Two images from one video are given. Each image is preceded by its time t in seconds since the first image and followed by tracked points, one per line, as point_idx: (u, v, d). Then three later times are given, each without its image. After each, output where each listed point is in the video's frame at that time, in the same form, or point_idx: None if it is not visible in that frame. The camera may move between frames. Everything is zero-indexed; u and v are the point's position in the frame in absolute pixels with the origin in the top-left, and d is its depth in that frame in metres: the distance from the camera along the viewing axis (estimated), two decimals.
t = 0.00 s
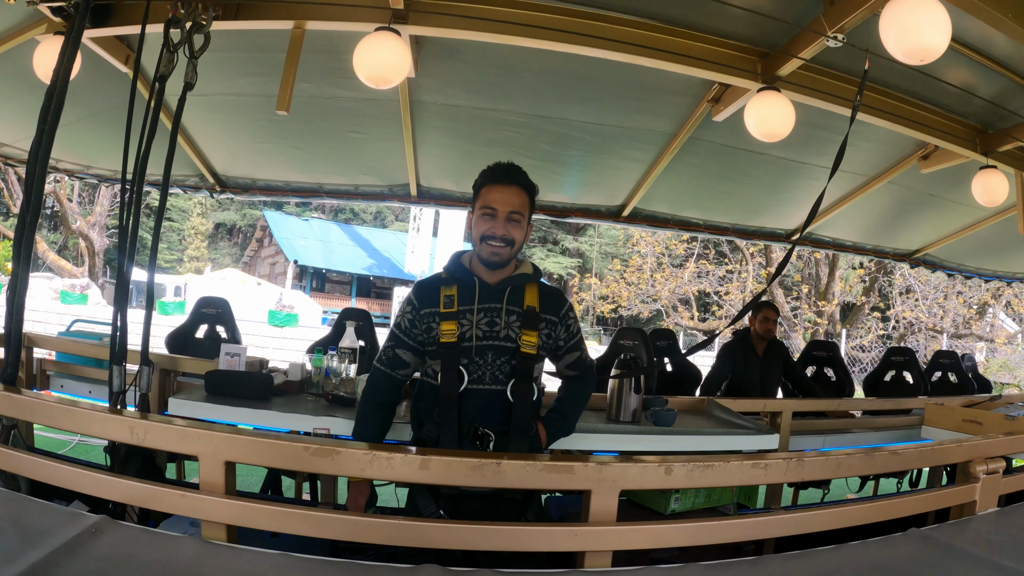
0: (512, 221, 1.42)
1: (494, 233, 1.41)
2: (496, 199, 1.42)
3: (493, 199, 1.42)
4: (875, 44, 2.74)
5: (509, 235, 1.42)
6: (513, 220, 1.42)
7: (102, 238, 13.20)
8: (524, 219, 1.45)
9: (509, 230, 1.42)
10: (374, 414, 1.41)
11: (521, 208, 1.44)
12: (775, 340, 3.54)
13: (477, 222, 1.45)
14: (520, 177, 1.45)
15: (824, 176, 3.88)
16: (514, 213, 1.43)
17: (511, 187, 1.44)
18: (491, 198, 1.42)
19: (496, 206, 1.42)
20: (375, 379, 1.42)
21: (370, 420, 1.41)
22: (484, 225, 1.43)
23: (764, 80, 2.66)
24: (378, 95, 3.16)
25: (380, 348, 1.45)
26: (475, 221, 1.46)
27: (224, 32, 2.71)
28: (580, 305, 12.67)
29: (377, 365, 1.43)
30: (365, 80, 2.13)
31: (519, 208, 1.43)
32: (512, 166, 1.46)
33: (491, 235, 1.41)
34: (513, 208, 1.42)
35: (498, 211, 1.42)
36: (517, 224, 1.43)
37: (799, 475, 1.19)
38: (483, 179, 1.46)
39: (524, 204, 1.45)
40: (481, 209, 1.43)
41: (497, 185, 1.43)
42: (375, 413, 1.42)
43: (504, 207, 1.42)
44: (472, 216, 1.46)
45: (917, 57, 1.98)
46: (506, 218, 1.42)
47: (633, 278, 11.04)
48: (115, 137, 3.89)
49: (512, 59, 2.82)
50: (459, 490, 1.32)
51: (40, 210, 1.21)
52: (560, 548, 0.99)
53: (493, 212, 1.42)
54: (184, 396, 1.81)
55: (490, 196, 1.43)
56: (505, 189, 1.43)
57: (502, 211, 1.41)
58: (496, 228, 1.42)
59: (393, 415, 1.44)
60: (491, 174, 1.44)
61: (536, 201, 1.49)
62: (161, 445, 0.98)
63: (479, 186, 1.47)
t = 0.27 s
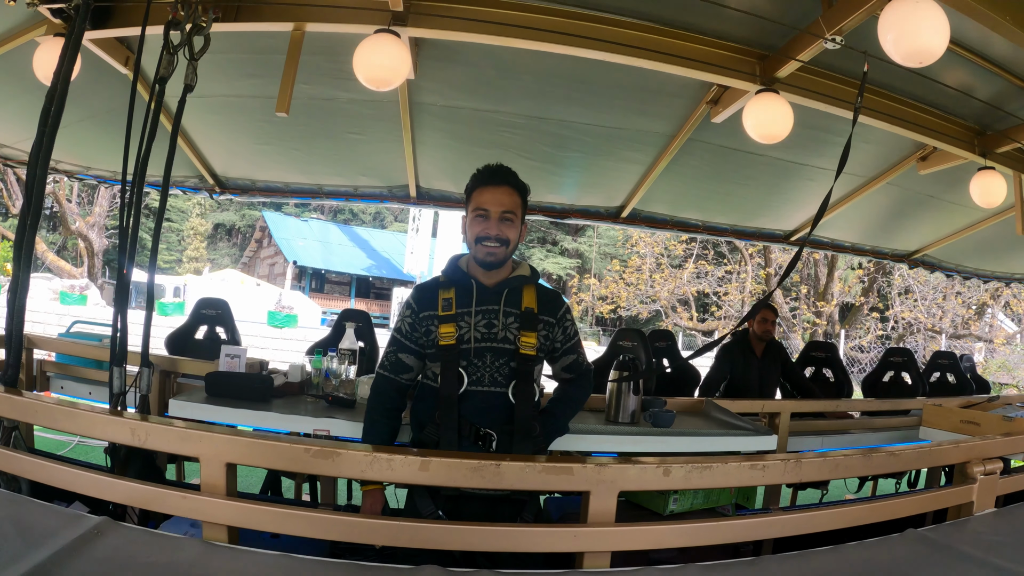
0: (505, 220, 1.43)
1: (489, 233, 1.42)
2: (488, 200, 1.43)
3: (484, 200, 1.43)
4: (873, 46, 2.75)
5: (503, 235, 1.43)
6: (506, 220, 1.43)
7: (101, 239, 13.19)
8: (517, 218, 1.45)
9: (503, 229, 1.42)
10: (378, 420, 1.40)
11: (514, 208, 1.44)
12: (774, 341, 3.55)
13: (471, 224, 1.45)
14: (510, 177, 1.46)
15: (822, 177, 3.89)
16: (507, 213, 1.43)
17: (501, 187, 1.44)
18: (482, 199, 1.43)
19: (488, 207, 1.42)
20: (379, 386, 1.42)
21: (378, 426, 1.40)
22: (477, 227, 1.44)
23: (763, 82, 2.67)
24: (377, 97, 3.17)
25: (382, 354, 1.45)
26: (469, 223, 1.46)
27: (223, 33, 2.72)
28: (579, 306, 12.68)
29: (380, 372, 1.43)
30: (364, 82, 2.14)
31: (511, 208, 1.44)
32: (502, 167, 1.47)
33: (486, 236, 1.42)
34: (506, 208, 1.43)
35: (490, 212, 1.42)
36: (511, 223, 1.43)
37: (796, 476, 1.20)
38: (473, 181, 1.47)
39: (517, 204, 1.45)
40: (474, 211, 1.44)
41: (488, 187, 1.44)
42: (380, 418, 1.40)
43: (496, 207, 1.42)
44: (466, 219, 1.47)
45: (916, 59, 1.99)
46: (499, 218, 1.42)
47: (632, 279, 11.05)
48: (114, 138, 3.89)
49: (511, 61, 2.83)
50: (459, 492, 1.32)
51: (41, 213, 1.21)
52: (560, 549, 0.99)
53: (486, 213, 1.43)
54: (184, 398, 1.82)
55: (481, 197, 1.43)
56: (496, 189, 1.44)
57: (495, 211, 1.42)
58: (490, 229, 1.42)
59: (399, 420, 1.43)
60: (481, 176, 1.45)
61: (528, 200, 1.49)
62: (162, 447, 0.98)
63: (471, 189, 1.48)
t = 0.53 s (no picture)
0: (502, 224, 1.43)
1: (485, 237, 1.43)
2: (484, 204, 1.43)
3: (481, 204, 1.43)
4: (870, 49, 2.77)
5: (499, 239, 1.43)
6: (502, 223, 1.43)
7: (99, 239, 13.17)
8: (513, 221, 1.45)
9: (499, 233, 1.43)
10: (381, 424, 1.40)
11: (510, 211, 1.45)
12: (770, 342, 3.57)
13: (468, 228, 1.46)
14: (507, 181, 1.46)
15: (819, 179, 3.90)
16: (503, 216, 1.43)
17: (498, 190, 1.44)
18: (479, 203, 1.44)
19: (484, 211, 1.43)
20: (380, 389, 1.42)
21: (378, 428, 1.40)
22: (474, 230, 1.44)
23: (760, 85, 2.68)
24: (376, 98, 3.17)
25: (382, 358, 1.45)
26: (465, 226, 1.47)
27: (222, 35, 2.72)
28: (577, 306, 12.70)
29: (380, 376, 1.42)
30: (363, 83, 2.15)
31: (508, 211, 1.44)
32: (498, 170, 1.47)
33: (482, 240, 1.43)
34: (502, 211, 1.43)
35: (487, 216, 1.43)
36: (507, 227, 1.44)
37: (792, 477, 1.21)
38: (470, 185, 1.48)
39: (513, 207, 1.46)
40: (470, 214, 1.44)
41: (484, 190, 1.45)
42: (380, 419, 1.40)
43: (493, 211, 1.43)
44: (462, 223, 1.47)
45: (912, 62, 2.00)
46: (495, 222, 1.43)
47: (630, 279, 11.06)
48: (112, 139, 3.89)
49: (510, 63, 2.84)
50: (457, 492, 1.33)
51: (40, 214, 1.22)
52: (558, 549, 1.00)
53: (482, 216, 1.43)
54: (184, 399, 1.82)
55: (478, 201, 1.44)
56: (492, 193, 1.44)
57: (491, 214, 1.43)
58: (487, 233, 1.43)
59: (399, 422, 1.43)
60: (478, 179, 1.45)
61: (525, 203, 1.50)
62: (162, 448, 0.99)
63: (468, 193, 1.48)
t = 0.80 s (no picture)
0: (500, 234, 1.43)
1: (483, 246, 1.43)
2: (483, 212, 1.42)
3: (480, 212, 1.42)
4: (864, 50, 2.79)
5: (497, 248, 1.44)
6: (500, 233, 1.43)
7: (96, 240, 13.17)
8: (511, 230, 1.45)
9: (496, 244, 1.44)
10: (378, 422, 1.42)
11: (509, 220, 1.43)
12: (767, 342, 3.60)
13: (466, 234, 1.45)
14: (506, 188, 1.43)
15: (815, 179, 3.92)
16: (501, 226, 1.43)
17: (497, 199, 1.42)
18: (477, 211, 1.42)
19: (483, 220, 1.42)
20: (379, 387, 1.44)
21: (379, 429, 1.42)
22: (472, 238, 1.44)
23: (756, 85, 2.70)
24: (374, 100, 3.19)
25: (381, 357, 1.48)
26: (463, 231, 1.46)
27: (220, 37, 2.73)
28: (575, 306, 12.72)
29: (379, 375, 1.45)
30: (360, 85, 2.16)
31: (506, 220, 1.43)
32: (497, 176, 1.44)
33: (480, 249, 1.43)
34: (500, 221, 1.42)
35: (485, 225, 1.42)
36: (505, 237, 1.44)
37: (786, 474, 1.22)
38: (468, 191, 1.45)
39: (512, 215, 1.44)
40: (469, 222, 1.43)
41: (483, 198, 1.42)
42: (380, 420, 1.42)
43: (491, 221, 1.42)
44: (460, 228, 1.46)
45: (906, 62, 2.02)
46: (494, 231, 1.43)
47: (627, 279, 11.10)
48: (111, 141, 3.90)
49: (507, 64, 2.86)
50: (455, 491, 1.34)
51: (41, 217, 1.22)
52: (555, 546, 1.02)
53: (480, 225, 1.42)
54: (184, 400, 1.83)
55: (476, 209, 1.42)
56: (490, 201, 1.42)
57: (490, 224, 1.41)
58: (485, 242, 1.43)
59: (398, 422, 1.44)
60: (475, 187, 1.42)
61: (523, 209, 1.48)
62: (164, 448, 1.00)
63: (466, 197, 1.45)
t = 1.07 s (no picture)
0: (498, 225, 1.47)
1: (481, 236, 1.46)
2: (482, 203, 1.46)
3: (478, 203, 1.47)
4: (854, 44, 2.81)
5: (495, 239, 1.47)
6: (499, 223, 1.47)
7: (90, 241, 13.14)
8: (509, 222, 1.49)
9: (495, 233, 1.47)
10: (373, 413, 1.43)
11: (507, 211, 1.49)
12: (760, 334, 3.63)
13: (464, 226, 1.49)
14: (504, 181, 1.49)
15: (806, 172, 3.96)
16: (500, 217, 1.47)
17: (495, 191, 1.47)
18: (477, 202, 1.47)
19: (482, 211, 1.46)
20: (375, 379, 1.45)
21: (373, 419, 1.42)
22: (471, 229, 1.48)
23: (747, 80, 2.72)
24: (368, 97, 3.20)
25: (377, 349, 1.48)
26: (462, 224, 1.50)
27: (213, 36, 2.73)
28: (570, 302, 12.75)
29: (375, 365, 1.46)
30: (353, 83, 2.17)
31: (505, 211, 1.48)
32: (495, 170, 1.51)
33: (478, 239, 1.47)
34: (499, 212, 1.47)
35: (484, 216, 1.47)
36: (503, 228, 1.48)
37: (777, 462, 1.25)
38: (468, 184, 1.50)
39: (510, 207, 1.49)
40: (468, 213, 1.48)
41: (482, 190, 1.48)
42: (376, 412, 1.43)
43: (490, 211, 1.46)
44: (459, 221, 1.51)
45: (895, 56, 2.04)
46: (493, 221, 1.47)
47: (622, 274, 11.14)
48: (104, 141, 3.90)
49: (500, 61, 2.87)
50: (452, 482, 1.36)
51: (39, 218, 1.23)
52: (551, 534, 1.04)
53: (479, 216, 1.47)
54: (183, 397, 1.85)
55: (475, 200, 1.47)
56: (489, 193, 1.47)
57: (488, 214, 1.46)
58: (483, 232, 1.47)
59: (395, 414, 1.46)
60: (476, 179, 1.48)
61: (521, 203, 1.53)
62: (165, 443, 1.02)
63: (465, 191, 1.51)
